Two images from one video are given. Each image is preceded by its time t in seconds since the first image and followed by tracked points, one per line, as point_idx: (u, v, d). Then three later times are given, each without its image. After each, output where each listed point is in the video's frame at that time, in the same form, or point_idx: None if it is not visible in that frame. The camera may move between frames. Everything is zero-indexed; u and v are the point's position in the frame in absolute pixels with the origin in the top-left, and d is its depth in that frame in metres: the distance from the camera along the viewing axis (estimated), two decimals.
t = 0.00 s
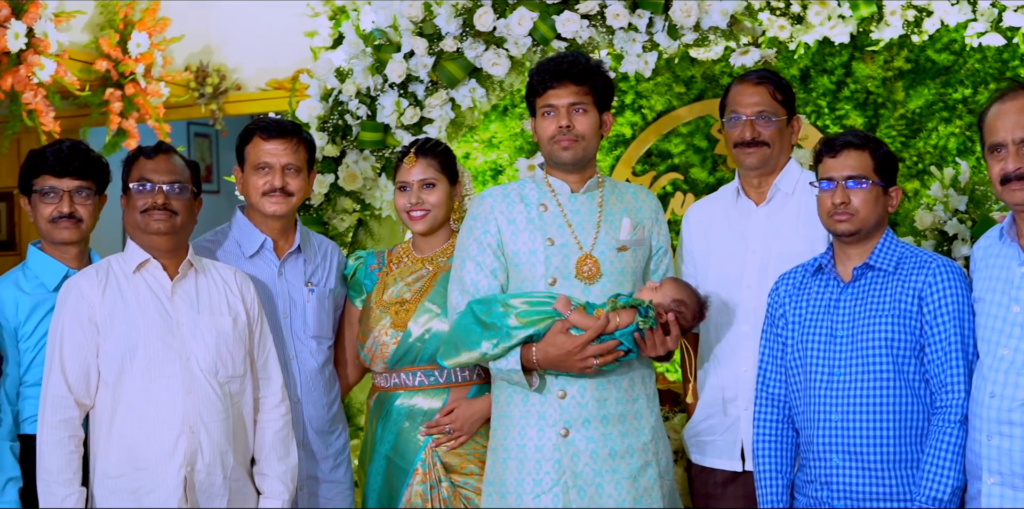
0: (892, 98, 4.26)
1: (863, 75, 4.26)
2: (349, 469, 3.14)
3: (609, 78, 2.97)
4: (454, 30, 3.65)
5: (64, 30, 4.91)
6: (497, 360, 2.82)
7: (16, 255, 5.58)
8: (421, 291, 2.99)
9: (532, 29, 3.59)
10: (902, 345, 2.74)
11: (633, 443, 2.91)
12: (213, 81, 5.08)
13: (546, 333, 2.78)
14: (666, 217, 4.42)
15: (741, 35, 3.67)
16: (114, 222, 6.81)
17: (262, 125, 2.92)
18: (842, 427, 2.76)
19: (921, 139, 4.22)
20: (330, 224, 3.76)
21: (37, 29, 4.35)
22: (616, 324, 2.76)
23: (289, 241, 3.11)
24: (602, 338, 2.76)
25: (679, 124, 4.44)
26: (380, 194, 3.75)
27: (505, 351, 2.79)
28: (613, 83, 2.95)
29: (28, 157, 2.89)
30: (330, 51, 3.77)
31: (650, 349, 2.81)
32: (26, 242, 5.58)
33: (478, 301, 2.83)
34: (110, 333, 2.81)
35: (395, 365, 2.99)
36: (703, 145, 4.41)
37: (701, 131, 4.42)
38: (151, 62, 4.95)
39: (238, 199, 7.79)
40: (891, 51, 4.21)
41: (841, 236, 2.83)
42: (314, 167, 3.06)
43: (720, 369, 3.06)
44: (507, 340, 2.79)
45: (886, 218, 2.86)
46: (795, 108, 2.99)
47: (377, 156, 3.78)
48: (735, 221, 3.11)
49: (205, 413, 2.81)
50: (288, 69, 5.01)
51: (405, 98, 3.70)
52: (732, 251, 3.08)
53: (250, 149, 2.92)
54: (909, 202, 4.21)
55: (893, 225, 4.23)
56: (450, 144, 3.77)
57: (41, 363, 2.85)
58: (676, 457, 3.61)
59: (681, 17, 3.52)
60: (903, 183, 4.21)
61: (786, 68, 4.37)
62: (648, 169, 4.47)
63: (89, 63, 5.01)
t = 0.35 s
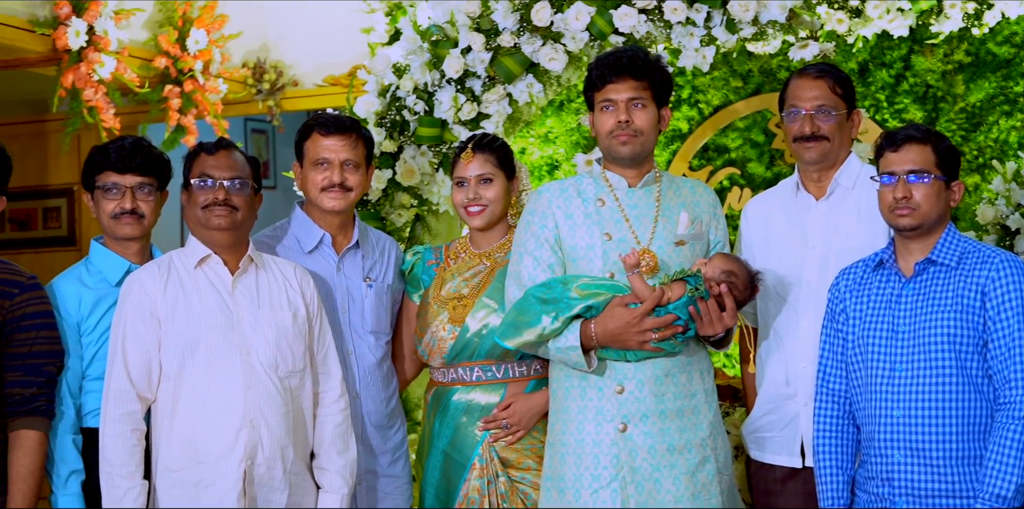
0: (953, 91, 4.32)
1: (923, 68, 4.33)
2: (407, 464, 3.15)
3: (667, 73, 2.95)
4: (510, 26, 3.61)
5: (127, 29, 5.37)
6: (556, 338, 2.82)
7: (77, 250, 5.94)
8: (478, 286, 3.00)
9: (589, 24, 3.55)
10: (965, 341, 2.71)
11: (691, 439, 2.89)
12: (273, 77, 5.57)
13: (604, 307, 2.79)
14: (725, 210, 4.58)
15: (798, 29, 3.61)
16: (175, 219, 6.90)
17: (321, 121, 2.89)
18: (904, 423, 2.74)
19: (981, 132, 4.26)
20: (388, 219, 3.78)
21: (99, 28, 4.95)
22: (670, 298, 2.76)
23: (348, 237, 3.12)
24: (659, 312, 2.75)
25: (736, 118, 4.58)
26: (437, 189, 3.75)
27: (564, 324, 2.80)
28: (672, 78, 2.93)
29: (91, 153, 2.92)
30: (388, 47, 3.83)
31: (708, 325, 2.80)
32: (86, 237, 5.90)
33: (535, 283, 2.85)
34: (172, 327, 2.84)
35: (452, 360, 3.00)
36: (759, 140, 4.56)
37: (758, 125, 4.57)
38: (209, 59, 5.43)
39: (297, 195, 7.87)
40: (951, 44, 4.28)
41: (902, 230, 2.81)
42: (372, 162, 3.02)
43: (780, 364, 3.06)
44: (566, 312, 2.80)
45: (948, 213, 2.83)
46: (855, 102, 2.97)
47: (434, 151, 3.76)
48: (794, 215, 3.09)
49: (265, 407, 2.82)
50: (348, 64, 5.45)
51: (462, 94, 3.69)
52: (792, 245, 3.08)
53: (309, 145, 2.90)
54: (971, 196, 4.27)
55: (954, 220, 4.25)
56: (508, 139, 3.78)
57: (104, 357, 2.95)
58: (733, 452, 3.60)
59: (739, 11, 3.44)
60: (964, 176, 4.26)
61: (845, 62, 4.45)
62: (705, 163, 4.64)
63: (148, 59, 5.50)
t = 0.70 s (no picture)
0: (1009, 86, 4.16)
1: (978, 62, 4.17)
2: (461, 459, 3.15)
3: (720, 67, 2.91)
4: (564, 21, 3.63)
5: (183, 27, 5.68)
6: (611, 341, 2.81)
7: (131, 245, 6.54)
8: (532, 282, 2.98)
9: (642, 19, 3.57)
10: None
11: (746, 435, 2.87)
12: (325, 74, 5.96)
13: (658, 311, 2.77)
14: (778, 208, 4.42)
15: (855, 23, 3.65)
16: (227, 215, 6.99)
17: (377, 118, 2.88)
18: (963, 420, 2.72)
19: None
20: (442, 215, 3.77)
21: (153, 25, 5.08)
22: (726, 301, 2.74)
23: (403, 233, 3.14)
24: (714, 314, 2.74)
25: (789, 114, 4.42)
26: (491, 186, 3.73)
27: (618, 329, 2.79)
28: (725, 73, 2.88)
29: (148, 150, 2.94)
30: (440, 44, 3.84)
31: (763, 328, 2.77)
32: (141, 234, 6.50)
33: (589, 282, 2.83)
34: (229, 322, 2.86)
35: (507, 355, 3.00)
36: (813, 135, 4.38)
37: (812, 120, 4.39)
38: (262, 57, 5.62)
39: (349, 189, 7.93)
40: (1007, 38, 4.08)
41: (960, 225, 2.78)
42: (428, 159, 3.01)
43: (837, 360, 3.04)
44: (620, 317, 2.78)
45: (1007, 208, 2.80)
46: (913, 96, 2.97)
47: (487, 148, 3.77)
48: (852, 211, 3.07)
49: (321, 403, 2.84)
50: (398, 60, 5.95)
51: (515, 89, 3.69)
52: (850, 242, 3.06)
53: (364, 141, 2.89)
54: None
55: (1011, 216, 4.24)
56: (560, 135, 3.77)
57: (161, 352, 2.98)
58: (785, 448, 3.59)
59: (794, 6, 3.48)
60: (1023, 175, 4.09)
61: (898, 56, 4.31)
62: (758, 159, 4.47)
63: (203, 56, 5.74)
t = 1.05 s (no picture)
0: None
1: None
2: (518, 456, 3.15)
3: (776, 62, 2.89)
4: (619, 17, 3.62)
5: (239, 25, 5.60)
6: (668, 354, 2.81)
7: (187, 243, 6.49)
8: (588, 279, 2.98)
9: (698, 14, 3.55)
10: None
11: (804, 432, 2.84)
12: (378, 71, 5.82)
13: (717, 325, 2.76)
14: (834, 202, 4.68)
15: (912, 16, 3.57)
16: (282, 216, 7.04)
17: (433, 114, 2.88)
18: None
19: None
20: (496, 212, 3.77)
21: (210, 24, 5.04)
22: (785, 316, 2.73)
23: (459, 230, 3.14)
24: (772, 329, 2.73)
25: (846, 108, 4.64)
26: (546, 182, 3.73)
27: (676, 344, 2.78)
28: (781, 67, 2.87)
29: (207, 148, 2.97)
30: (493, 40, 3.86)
31: (821, 338, 2.77)
32: (198, 232, 6.47)
33: (645, 294, 2.80)
34: (288, 319, 2.87)
35: (564, 352, 3.00)
36: (870, 130, 4.61)
37: (868, 115, 4.62)
38: (317, 55, 5.56)
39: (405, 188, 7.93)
40: None
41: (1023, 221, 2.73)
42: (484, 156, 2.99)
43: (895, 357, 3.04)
44: (679, 333, 2.77)
45: None
46: (973, 91, 3.00)
47: (542, 144, 3.78)
48: (912, 207, 3.05)
49: (379, 399, 2.85)
50: (451, 56, 5.73)
51: (570, 86, 3.69)
52: (910, 237, 3.04)
53: (421, 137, 2.89)
54: None
55: None
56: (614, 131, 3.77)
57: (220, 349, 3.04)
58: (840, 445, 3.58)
59: None
60: None
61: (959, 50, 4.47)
62: (813, 154, 4.72)
63: (257, 54, 5.65)
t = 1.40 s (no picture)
0: None
1: None
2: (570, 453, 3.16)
3: (830, 59, 2.89)
4: (669, 13, 3.63)
5: (289, 24, 5.67)
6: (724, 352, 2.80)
7: (237, 241, 6.65)
8: (640, 275, 3.00)
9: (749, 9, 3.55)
10: None
11: (859, 428, 2.83)
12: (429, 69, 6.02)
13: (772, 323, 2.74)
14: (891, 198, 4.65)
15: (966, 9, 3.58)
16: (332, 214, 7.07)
17: (486, 112, 2.91)
18: None
19: None
20: (547, 209, 3.76)
21: (260, 23, 5.11)
22: (841, 317, 2.71)
23: (510, 227, 3.15)
24: (827, 330, 2.71)
25: (898, 103, 4.63)
26: (596, 179, 3.73)
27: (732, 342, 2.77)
28: (836, 64, 2.87)
29: (259, 146, 3.00)
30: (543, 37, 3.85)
31: (878, 339, 2.75)
32: (248, 230, 6.64)
33: (700, 293, 2.79)
34: (342, 317, 2.89)
35: (615, 348, 3.02)
36: (922, 125, 4.59)
37: (920, 110, 4.61)
38: (366, 52, 5.68)
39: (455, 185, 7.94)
40: None
41: None
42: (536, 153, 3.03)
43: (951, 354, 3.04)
44: (733, 332, 2.76)
45: None
46: None
47: (592, 141, 3.77)
48: (968, 202, 3.06)
49: (433, 397, 2.85)
50: (500, 55, 5.96)
51: (620, 82, 3.71)
52: (966, 233, 3.04)
53: (474, 135, 2.93)
54: None
55: None
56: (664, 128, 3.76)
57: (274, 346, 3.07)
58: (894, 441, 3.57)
59: None
60: None
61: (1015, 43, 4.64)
62: (865, 149, 4.69)
63: (308, 53, 5.77)
